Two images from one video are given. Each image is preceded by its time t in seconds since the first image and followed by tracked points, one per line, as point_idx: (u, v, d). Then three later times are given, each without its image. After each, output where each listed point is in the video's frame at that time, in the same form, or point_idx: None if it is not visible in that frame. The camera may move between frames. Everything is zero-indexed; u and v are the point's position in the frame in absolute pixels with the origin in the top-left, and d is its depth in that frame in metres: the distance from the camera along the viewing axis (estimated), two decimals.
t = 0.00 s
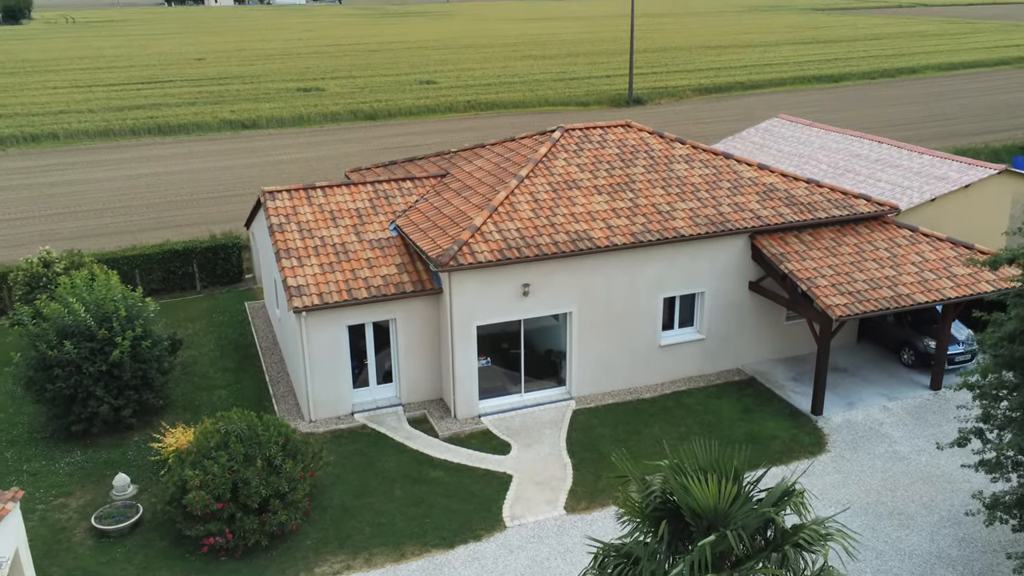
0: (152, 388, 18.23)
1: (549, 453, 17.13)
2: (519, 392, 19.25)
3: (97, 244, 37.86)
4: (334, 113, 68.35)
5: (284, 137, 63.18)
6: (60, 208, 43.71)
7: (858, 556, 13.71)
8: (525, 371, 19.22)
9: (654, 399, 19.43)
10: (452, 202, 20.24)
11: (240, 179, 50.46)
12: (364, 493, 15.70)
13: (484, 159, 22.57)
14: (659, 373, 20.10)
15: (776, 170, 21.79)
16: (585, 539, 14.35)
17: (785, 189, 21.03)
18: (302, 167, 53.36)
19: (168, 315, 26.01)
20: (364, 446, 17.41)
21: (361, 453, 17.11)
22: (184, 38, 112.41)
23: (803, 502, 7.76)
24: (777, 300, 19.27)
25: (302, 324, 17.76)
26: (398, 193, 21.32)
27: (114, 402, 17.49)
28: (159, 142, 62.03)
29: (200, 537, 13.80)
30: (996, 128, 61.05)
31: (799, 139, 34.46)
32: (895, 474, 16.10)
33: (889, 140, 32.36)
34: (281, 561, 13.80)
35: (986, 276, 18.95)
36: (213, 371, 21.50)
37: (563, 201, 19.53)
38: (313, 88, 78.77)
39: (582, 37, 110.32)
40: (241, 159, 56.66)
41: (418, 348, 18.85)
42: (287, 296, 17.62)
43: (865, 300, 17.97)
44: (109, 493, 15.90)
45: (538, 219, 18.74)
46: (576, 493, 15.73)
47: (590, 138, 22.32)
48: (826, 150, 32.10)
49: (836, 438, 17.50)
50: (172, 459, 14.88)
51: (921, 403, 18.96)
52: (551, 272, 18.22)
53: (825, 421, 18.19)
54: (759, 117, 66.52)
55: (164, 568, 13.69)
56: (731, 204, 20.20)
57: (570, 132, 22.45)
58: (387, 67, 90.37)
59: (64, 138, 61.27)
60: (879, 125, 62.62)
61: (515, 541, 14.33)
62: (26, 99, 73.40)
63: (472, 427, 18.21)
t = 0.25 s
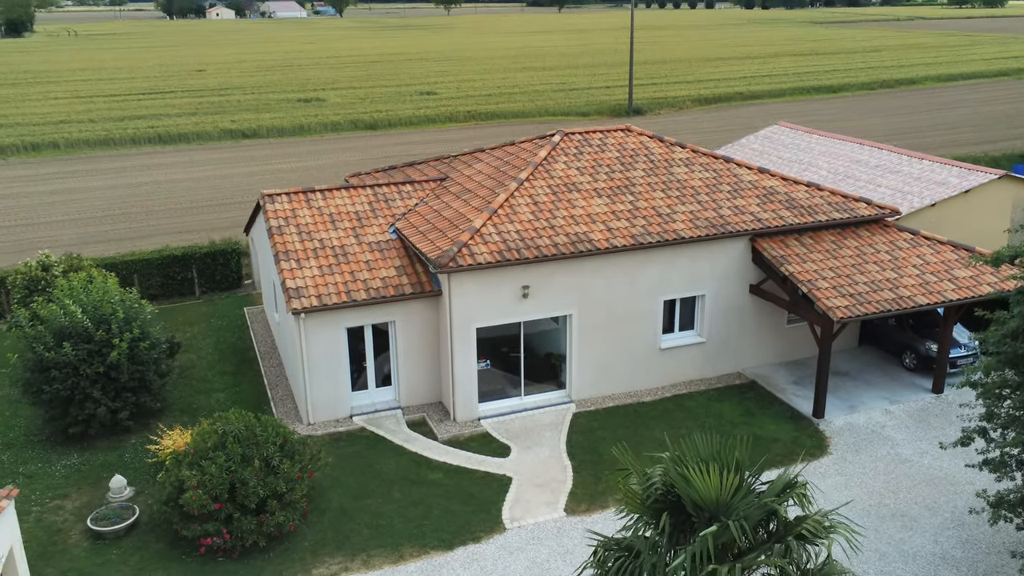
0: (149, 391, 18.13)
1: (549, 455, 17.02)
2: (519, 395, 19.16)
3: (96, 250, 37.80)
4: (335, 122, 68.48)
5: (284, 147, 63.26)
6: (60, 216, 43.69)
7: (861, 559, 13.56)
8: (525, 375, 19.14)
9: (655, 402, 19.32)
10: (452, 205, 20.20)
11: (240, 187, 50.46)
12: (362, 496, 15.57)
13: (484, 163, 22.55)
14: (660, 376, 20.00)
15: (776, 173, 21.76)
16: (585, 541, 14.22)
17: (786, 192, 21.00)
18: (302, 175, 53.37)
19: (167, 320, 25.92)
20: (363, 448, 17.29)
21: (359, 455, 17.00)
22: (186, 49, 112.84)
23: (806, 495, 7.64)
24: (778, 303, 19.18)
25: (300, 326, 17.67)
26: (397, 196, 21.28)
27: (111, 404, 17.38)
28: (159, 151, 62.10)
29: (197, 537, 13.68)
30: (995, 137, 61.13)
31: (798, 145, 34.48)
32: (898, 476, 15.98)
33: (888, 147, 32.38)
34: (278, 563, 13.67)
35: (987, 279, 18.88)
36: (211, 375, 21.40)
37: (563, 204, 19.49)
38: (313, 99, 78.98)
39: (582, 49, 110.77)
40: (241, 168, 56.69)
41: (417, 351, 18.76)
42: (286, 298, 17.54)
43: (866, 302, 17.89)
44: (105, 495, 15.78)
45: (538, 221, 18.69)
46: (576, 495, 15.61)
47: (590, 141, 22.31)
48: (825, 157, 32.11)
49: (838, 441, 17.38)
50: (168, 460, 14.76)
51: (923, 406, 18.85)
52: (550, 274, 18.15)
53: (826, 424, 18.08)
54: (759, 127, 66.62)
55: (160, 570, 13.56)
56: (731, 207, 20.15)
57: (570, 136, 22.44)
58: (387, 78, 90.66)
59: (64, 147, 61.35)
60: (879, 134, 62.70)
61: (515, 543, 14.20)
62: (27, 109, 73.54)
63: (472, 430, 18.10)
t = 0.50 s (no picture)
0: (147, 393, 18.04)
1: (549, 457, 16.90)
2: (519, 398, 19.06)
3: (95, 257, 37.73)
4: (335, 132, 68.60)
5: (284, 155, 63.33)
6: (59, 223, 43.67)
7: (865, 560, 13.42)
8: (525, 377, 19.06)
9: (655, 405, 19.21)
10: (451, 207, 20.15)
11: (239, 195, 50.47)
12: (361, 497, 15.45)
13: (484, 166, 22.53)
14: (660, 379, 19.91)
15: (776, 177, 21.75)
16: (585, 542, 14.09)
17: (786, 195, 20.97)
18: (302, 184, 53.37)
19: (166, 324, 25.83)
20: (362, 450, 17.19)
21: (358, 458, 16.88)
22: (187, 61, 113.21)
23: (807, 486, 7.56)
24: (779, 305, 19.10)
25: (299, 327, 17.58)
26: (397, 199, 21.25)
27: (108, 405, 17.26)
28: (159, 160, 62.19)
29: (194, 537, 13.56)
30: (994, 146, 61.20)
31: (798, 152, 34.51)
32: (900, 478, 15.87)
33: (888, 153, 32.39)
34: (275, 563, 13.54)
35: (988, 281, 18.82)
36: (209, 378, 21.31)
37: (563, 206, 19.45)
38: (313, 109, 79.16)
39: (581, 61, 111.15)
40: (241, 176, 56.72)
41: (416, 353, 18.67)
42: (285, 299, 17.46)
43: (867, 304, 17.82)
44: (102, 496, 15.66)
45: (538, 223, 18.64)
46: (577, 496, 15.50)
47: (590, 145, 22.31)
48: (825, 163, 32.11)
49: (840, 443, 17.26)
50: (165, 461, 14.65)
51: (925, 409, 18.75)
52: (550, 276, 18.08)
53: (828, 427, 17.97)
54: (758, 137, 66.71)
55: (157, 570, 13.43)
56: (731, 209, 20.11)
57: (570, 139, 22.43)
58: (387, 89, 90.93)
59: (64, 156, 61.45)
60: (878, 143, 62.75)
61: (514, 543, 14.08)
62: (27, 119, 73.66)
63: (471, 431, 17.99)
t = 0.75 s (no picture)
0: (144, 394, 17.95)
1: (549, 459, 16.79)
2: (518, 400, 18.97)
3: (94, 263, 37.67)
4: (335, 141, 68.69)
5: (284, 164, 63.40)
6: (59, 230, 43.66)
7: (868, 560, 13.30)
8: (525, 380, 18.97)
9: (655, 408, 19.11)
10: (451, 209, 20.12)
11: (239, 202, 50.47)
12: (359, 498, 15.34)
13: (483, 169, 22.52)
14: (660, 381, 19.82)
15: (777, 179, 21.73)
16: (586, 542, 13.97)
17: (786, 197, 20.94)
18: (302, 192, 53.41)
19: (164, 329, 25.75)
20: (360, 452, 17.08)
21: (357, 459, 16.77)
22: (187, 73, 113.61)
23: (809, 474, 7.46)
24: (780, 307, 19.02)
25: (297, 328, 17.50)
26: (396, 201, 21.22)
27: (104, 407, 17.16)
28: (159, 168, 62.27)
29: (191, 536, 13.44)
30: (994, 156, 61.25)
31: (797, 158, 34.52)
32: (902, 478, 15.76)
33: (887, 158, 32.40)
34: (273, 563, 13.42)
35: (989, 282, 18.75)
36: (207, 381, 21.21)
37: (563, 207, 19.42)
38: (314, 119, 79.35)
39: (581, 73, 111.53)
40: (241, 185, 56.76)
41: (415, 354, 18.58)
42: (283, 299, 17.39)
43: (868, 304, 17.74)
44: (98, 497, 15.53)
45: (537, 224, 18.60)
46: (577, 497, 15.38)
47: (589, 148, 22.30)
48: (825, 168, 32.11)
49: (841, 444, 17.15)
50: (162, 461, 14.55)
51: (926, 411, 18.66)
52: (550, 277, 18.01)
53: (829, 428, 17.87)
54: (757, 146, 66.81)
55: (153, 570, 13.31)
56: (731, 211, 20.07)
57: (569, 142, 22.43)
58: (388, 99, 91.15)
59: (65, 165, 61.53)
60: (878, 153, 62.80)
61: (514, 543, 13.96)
62: (28, 129, 73.81)
63: (471, 433, 17.89)
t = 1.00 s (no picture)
0: (142, 395, 17.87)
1: (548, 460, 16.70)
2: (518, 402, 18.89)
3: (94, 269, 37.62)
4: (335, 149, 68.74)
5: (284, 171, 63.43)
6: (59, 235, 43.63)
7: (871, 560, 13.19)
8: (525, 381, 18.90)
9: (656, 409, 19.03)
10: (450, 210, 20.09)
11: (239, 209, 50.46)
12: (357, 498, 15.24)
13: (483, 171, 22.51)
14: (661, 383, 19.75)
15: (777, 181, 21.70)
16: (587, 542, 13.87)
17: (786, 199, 20.92)
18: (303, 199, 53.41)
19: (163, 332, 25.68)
20: (359, 453, 16.99)
21: (355, 460, 16.69)
22: (189, 83, 113.95)
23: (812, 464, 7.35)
24: (780, 308, 18.96)
25: (297, 328, 17.44)
26: (396, 203, 21.19)
27: (103, 407, 17.08)
28: (159, 175, 62.31)
29: (188, 536, 13.34)
30: (994, 163, 61.25)
31: (797, 163, 34.52)
32: (905, 479, 15.65)
33: (887, 163, 32.39)
34: (270, 563, 13.33)
35: (990, 283, 18.70)
36: (206, 383, 21.12)
37: (563, 208, 19.39)
38: (314, 127, 79.45)
39: (581, 82, 111.78)
40: (241, 191, 56.76)
41: (414, 355, 18.52)
42: (282, 299, 17.33)
43: (868, 305, 17.68)
44: (96, 498, 15.44)
45: (537, 225, 18.57)
46: (577, 497, 15.29)
47: (589, 150, 22.30)
48: (825, 172, 32.08)
49: (843, 445, 17.05)
50: (160, 461, 14.46)
51: (928, 412, 18.57)
52: (550, 277, 17.96)
53: (830, 429, 17.78)
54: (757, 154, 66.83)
55: (150, 569, 13.20)
56: (731, 212, 20.04)
57: (569, 144, 22.42)
58: (388, 108, 91.32)
59: (65, 172, 61.57)
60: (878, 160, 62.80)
61: (514, 543, 13.86)
62: (29, 136, 73.91)
63: (470, 434, 17.81)
